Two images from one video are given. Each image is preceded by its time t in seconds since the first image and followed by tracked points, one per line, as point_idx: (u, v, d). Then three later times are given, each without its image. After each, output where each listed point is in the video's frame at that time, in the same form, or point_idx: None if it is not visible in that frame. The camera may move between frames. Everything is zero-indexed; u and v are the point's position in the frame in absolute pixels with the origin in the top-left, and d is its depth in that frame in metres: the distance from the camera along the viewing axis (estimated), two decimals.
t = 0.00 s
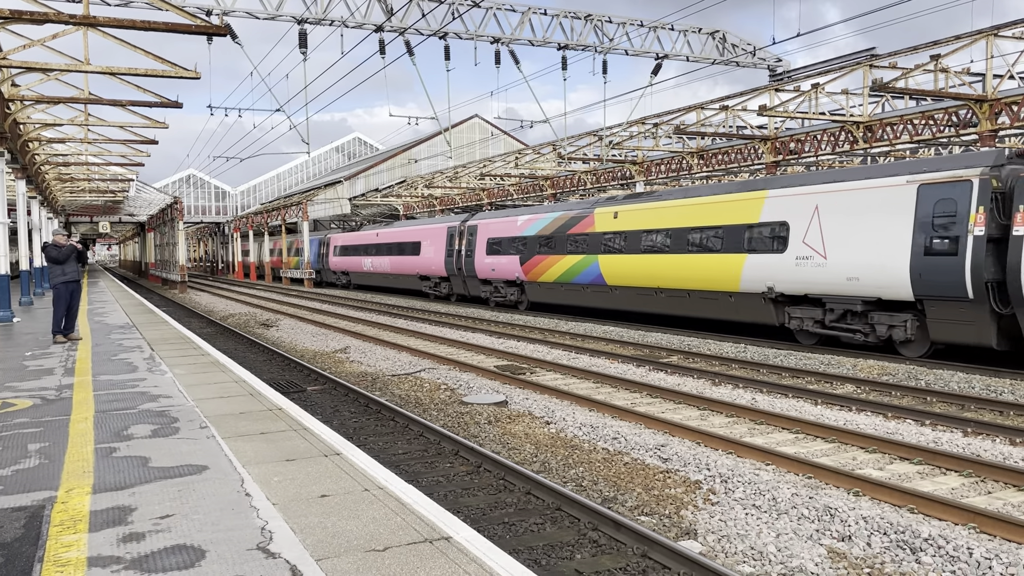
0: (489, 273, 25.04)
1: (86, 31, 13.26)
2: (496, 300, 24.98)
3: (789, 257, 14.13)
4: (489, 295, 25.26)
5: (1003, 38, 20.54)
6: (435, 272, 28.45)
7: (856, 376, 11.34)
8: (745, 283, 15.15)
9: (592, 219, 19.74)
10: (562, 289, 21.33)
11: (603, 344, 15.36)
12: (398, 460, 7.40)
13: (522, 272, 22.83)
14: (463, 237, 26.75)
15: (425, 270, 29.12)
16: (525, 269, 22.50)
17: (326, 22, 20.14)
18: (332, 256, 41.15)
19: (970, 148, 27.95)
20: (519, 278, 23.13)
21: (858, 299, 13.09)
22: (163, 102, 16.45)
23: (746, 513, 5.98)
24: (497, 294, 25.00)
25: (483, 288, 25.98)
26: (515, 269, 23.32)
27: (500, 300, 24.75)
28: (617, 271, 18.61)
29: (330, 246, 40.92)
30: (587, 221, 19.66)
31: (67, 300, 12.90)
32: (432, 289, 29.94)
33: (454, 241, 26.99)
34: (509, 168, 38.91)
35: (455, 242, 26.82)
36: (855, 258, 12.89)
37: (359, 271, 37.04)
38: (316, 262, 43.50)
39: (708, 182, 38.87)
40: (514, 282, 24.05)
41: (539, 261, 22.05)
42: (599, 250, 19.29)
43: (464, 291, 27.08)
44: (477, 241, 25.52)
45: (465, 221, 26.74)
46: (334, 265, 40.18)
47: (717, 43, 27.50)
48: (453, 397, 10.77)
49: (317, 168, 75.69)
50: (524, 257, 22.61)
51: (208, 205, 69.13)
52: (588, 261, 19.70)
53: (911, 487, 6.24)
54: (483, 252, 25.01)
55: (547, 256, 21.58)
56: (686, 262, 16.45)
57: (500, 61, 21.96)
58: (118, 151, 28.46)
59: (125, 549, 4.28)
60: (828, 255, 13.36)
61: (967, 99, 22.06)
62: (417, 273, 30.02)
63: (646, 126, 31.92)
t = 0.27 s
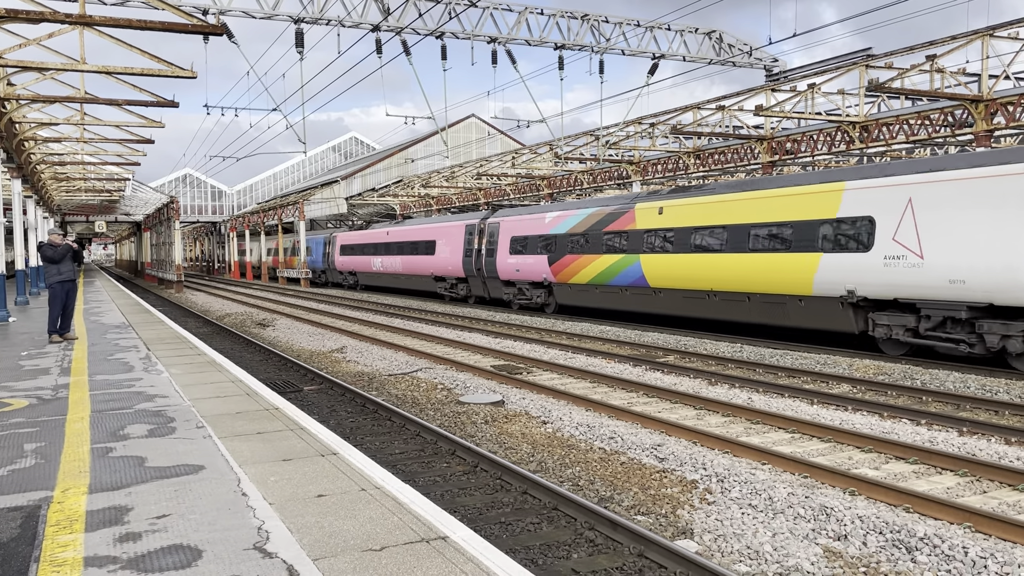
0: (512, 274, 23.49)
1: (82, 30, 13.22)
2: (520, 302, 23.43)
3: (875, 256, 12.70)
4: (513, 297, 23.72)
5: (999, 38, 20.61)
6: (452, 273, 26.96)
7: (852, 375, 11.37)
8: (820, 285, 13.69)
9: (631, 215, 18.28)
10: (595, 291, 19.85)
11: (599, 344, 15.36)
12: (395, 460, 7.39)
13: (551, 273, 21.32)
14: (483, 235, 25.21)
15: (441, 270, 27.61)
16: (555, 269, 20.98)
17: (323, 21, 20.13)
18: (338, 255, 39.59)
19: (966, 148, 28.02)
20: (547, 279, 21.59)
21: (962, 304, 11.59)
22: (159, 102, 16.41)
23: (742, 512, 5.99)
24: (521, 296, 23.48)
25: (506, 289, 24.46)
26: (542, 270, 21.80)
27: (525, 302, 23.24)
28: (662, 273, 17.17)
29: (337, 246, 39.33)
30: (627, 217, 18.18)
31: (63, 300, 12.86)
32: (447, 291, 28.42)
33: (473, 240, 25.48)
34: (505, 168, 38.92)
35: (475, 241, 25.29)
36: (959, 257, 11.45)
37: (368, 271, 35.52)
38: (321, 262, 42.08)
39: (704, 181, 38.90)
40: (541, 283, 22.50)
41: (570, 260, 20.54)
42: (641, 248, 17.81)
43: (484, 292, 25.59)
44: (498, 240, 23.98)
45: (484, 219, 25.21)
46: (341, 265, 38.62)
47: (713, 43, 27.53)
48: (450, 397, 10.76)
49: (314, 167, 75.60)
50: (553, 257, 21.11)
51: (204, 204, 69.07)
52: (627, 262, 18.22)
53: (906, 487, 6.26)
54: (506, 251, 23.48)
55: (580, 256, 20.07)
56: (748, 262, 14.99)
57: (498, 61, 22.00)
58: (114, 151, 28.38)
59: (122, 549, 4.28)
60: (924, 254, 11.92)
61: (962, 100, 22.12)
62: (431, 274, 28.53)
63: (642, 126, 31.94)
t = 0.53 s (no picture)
0: (539, 275, 21.98)
1: (78, 29, 13.17)
2: (547, 304, 21.93)
3: (986, 256, 11.14)
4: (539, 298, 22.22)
5: (994, 38, 20.66)
6: (470, 273, 25.54)
7: (848, 375, 11.39)
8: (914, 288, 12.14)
9: (680, 211, 16.82)
10: (635, 294, 18.35)
11: (596, 344, 15.37)
12: (390, 460, 7.38)
13: (585, 274, 19.82)
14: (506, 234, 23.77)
15: (458, 270, 26.18)
16: (589, 270, 19.48)
17: (319, 21, 20.09)
18: (344, 254, 38.11)
19: (961, 149, 28.10)
20: (580, 281, 20.07)
21: None
22: (155, 101, 16.36)
23: (738, 512, 6.00)
24: (548, 298, 22.00)
25: (530, 291, 22.99)
26: (574, 270, 20.32)
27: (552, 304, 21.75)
28: (716, 275, 15.70)
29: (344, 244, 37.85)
30: (675, 213, 16.69)
31: (58, 300, 12.81)
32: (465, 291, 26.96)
33: (495, 238, 24.02)
34: (502, 168, 38.91)
35: (496, 240, 23.87)
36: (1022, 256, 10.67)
37: (378, 271, 34.05)
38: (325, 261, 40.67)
39: (700, 181, 38.94)
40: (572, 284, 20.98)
41: (605, 261, 19.09)
42: (692, 247, 16.32)
43: (506, 294, 24.13)
44: (524, 239, 22.48)
45: (507, 217, 23.74)
46: (348, 264, 37.13)
47: (709, 43, 27.53)
48: (446, 397, 10.75)
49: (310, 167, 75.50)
50: (587, 257, 19.61)
51: (199, 204, 68.97)
52: (673, 262, 16.76)
53: (902, 486, 6.28)
54: (533, 250, 21.99)
55: (618, 255, 18.61)
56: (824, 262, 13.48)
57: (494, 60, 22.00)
58: (109, 150, 28.29)
59: (117, 549, 4.27)
60: None
61: (958, 100, 22.16)
62: (447, 274, 27.10)
63: (638, 126, 31.94)
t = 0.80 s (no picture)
0: (570, 276, 20.29)
1: (73, 29, 13.14)
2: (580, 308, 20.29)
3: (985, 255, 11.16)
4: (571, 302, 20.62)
5: (989, 39, 20.73)
6: (493, 275, 23.86)
7: (844, 375, 11.42)
8: (984, 287, 11.19)
9: (738, 207, 15.38)
10: (683, 296, 16.86)
11: (592, 344, 15.38)
12: (387, 460, 7.38)
13: (624, 275, 18.22)
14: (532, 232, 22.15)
15: (479, 271, 24.53)
16: (630, 271, 17.86)
17: (315, 20, 20.06)
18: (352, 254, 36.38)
19: (956, 149, 28.20)
20: (619, 283, 18.47)
21: None
22: (150, 100, 16.33)
23: (734, 512, 6.01)
24: (581, 301, 20.37)
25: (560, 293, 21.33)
26: (612, 272, 18.69)
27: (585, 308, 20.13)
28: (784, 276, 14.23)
29: (351, 245, 36.17)
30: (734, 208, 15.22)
31: (53, 299, 12.77)
32: (485, 293, 25.30)
33: (520, 237, 22.38)
34: (498, 168, 38.92)
35: (521, 239, 22.24)
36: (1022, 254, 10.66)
37: (388, 272, 32.40)
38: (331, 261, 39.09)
39: (696, 182, 39.01)
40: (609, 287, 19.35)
41: (648, 261, 17.51)
42: (754, 246, 14.87)
43: (532, 297, 22.47)
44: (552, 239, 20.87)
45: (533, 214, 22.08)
46: (357, 265, 35.51)
47: (705, 43, 27.57)
48: (442, 397, 10.75)
49: (306, 167, 75.43)
50: (627, 257, 17.99)
51: (195, 203, 68.87)
52: (732, 262, 15.30)
53: (898, 486, 6.29)
54: (563, 250, 20.34)
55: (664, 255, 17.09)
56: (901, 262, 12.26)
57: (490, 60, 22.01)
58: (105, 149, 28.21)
59: (112, 549, 4.26)
60: None
61: (953, 100, 22.20)
62: (466, 275, 25.45)
63: (635, 126, 31.97)
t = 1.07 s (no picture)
0: (607, 278, 18.60)
1: (68, 28, 13.09)
2: (620, 313, 18.61)
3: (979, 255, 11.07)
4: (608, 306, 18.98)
5: (983, 40, 20.81)
6: (518, 276, 22.21)
7: (839, 375, 11.45)
8: (971, 287, 11.22)
9: (813, 201, 13.68)
10: (741, 300, 15.21)
11: (588, 344, 15.38)
12: (383, 460, 7.38)
13: (672, 276, 16.54)
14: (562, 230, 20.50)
15: (502, 272, 22.89)
16: (679, 272, 16.22)
17: (311, 20, 20.03)
18: (360, 254, 34.67)
19: (950, 150, 28.30)
20: (666, 285, 16.79)
21: None
22: (145, 100, 16.29)
23: (730, 512, 6.02)
24: (620, 305, 18.69)
25: (594, 297, 19.66)
26: (656, 273, 17.03)
27: (624, 312, 18.47)
28: (863, 279, 12.66)
29: (360, 246, 34.47)
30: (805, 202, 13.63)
31: (47, 299, 12.73)
32: (509, 296, 23.63)
33: (550, 236, 20.75)
34: (494, 168, 38.92)
35: (551, 238, 20.60)
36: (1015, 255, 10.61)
37: (400, 273, 30.73)
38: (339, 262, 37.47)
39: (692, 182, 39.08)
40: (652, 290, 17.65)
41: (700, 261, 15.88)
42: (833, 244, 13.21)
43: (562, 300, 20.82)
44: (587, 236, 19.16)
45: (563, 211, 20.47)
46: (365, 266, 33.83)
47: (701, 44, 27.62)
48: (438, 397, 10.75)
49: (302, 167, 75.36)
50: (675, 256, 16.35)
51: (191, 203, 68.72)
52: (805, 264, 13.65)
53: (893, 486, 6.31)
54: (600, 250, 18.65)
55: (720, 255, 15.42)
56: (921, 261, 11.83)
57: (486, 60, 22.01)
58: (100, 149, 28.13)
59: (107, 550, 4.25)
60: None
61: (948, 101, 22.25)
62: (488, 276, 23.81)
63: (631, 126, 31.99)
